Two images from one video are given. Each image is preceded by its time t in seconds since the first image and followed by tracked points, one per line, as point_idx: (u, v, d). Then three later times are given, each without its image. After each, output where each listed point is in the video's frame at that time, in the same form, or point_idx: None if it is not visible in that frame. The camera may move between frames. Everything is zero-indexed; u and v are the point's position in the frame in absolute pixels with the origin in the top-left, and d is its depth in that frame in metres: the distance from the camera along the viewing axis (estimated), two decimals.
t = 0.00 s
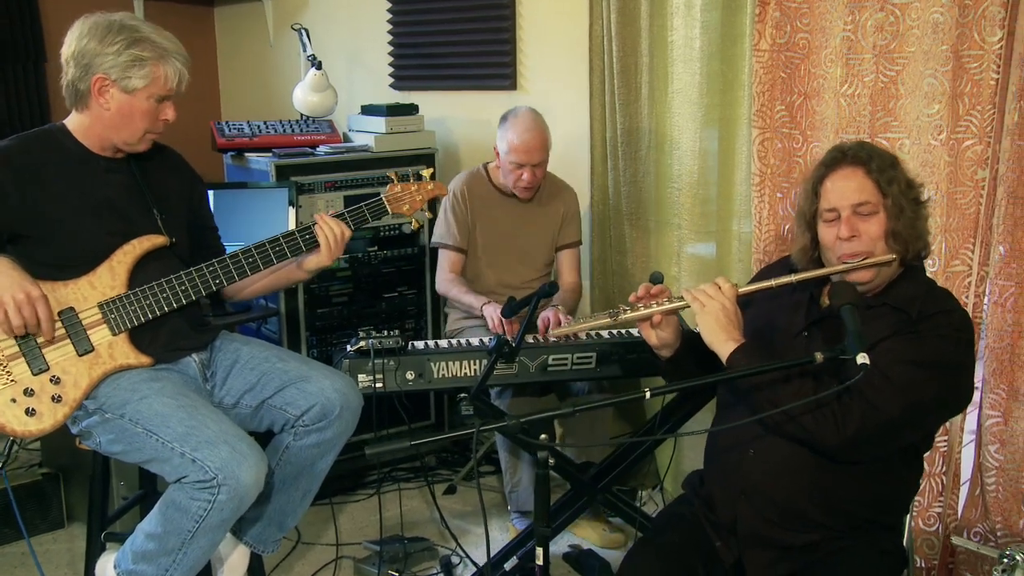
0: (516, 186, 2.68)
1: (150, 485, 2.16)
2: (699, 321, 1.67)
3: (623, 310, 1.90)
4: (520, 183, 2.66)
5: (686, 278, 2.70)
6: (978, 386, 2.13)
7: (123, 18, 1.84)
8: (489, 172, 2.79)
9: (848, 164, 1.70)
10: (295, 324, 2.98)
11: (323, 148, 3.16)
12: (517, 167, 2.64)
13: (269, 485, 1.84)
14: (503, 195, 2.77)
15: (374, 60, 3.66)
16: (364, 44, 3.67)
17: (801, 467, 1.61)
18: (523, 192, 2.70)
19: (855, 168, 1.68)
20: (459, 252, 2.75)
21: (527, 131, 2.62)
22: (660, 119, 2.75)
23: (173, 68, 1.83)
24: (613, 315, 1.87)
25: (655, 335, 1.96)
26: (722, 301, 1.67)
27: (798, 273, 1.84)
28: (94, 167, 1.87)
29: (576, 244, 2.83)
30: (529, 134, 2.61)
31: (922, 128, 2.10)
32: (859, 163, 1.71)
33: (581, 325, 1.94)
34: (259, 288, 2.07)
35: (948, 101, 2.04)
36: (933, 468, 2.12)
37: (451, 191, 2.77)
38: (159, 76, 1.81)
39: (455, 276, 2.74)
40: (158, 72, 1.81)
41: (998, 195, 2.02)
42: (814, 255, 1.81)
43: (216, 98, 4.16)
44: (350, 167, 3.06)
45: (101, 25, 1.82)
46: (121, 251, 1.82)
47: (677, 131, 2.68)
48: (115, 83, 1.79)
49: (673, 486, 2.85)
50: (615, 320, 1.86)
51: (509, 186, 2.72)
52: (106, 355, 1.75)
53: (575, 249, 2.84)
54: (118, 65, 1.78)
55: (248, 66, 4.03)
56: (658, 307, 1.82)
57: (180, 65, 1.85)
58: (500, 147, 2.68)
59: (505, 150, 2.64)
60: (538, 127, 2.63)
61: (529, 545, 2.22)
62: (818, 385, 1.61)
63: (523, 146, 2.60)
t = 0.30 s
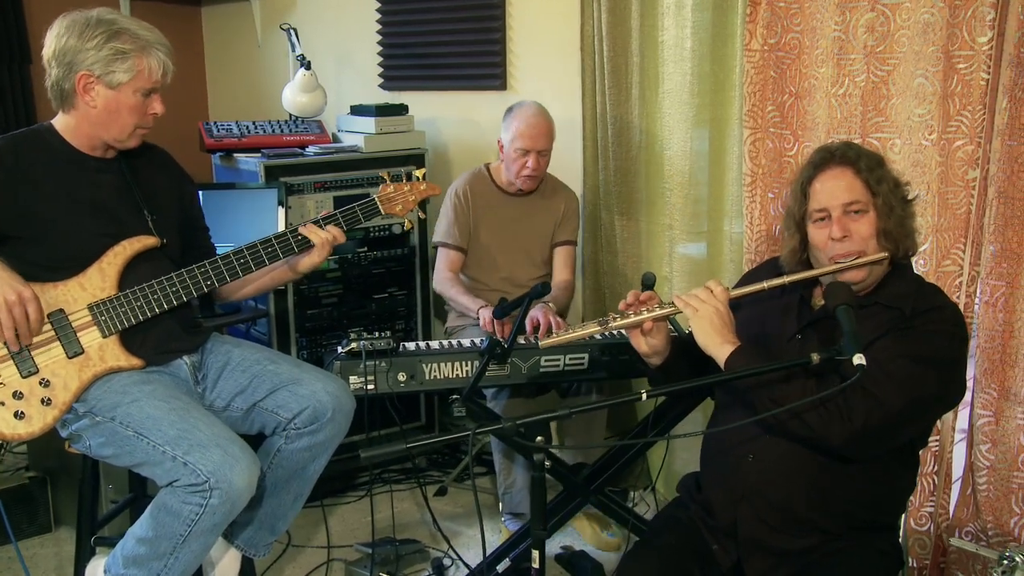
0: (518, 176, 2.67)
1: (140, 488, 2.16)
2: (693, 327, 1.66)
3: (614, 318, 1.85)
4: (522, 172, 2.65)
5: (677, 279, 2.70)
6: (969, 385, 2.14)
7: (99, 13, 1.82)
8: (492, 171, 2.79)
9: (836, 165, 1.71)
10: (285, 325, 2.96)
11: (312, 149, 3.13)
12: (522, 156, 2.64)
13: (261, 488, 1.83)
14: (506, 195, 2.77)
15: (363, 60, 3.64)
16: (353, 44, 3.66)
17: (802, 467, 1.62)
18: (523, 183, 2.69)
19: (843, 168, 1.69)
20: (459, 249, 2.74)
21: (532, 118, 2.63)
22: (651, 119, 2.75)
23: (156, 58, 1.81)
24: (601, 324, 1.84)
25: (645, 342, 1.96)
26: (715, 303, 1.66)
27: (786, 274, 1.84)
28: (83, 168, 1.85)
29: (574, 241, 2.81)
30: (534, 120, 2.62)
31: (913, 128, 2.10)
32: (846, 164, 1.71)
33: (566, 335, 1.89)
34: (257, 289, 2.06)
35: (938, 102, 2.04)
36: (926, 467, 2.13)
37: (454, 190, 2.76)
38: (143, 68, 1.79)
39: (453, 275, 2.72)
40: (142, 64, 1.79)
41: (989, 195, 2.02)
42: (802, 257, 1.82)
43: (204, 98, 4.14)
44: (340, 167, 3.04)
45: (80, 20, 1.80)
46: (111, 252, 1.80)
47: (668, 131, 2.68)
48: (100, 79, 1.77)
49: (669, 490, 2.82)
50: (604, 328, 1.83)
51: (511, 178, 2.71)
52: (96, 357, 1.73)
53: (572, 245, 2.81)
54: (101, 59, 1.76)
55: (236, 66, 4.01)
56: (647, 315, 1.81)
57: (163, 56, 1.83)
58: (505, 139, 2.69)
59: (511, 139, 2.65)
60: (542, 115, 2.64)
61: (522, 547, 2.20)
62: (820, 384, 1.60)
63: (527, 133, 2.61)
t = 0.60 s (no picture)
0: (524, 180, 2.67)
1: (138, 490, 2.19)
2: (694, 324, 1.66)
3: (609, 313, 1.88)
4: (528, 174, 2.64)
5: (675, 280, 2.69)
6: (969, 386, 2.14)
7: (99, 12, 1.81)
8: (496, 171, 2.78)
9: (841, 165, 1.71)
10: (281, 327, 2.94)
11: (309, 150, 3.11)
12: (528, 158, 2.63)
13: (260, 491, 1.82)
14: (510, 197, 2.77)
15: (359, 60, 3.63)
16: (349, 44, 3.64)
17: (805, 468, 1.63)
18: (527, 185, 2.68)
19: (847, 169, 1.69)
20: (461, 248, 2.73)
21: (541, 120, 2.62)
22: (649, 119, 2.74)
23: (156, 59, 1.79)
24: (599, 319, 1.85)
25: (641, 339, 1.94)
26: (715, 301, 1.66)
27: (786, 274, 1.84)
28: (81, 169, 1.83)
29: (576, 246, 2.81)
30: (544, 123, 2.61)
31: (912, 128, 2.10)
32: (850, 164, 1.72)
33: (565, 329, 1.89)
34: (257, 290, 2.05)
35: (938, 102, 2.03)
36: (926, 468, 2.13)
37: (457, 191, 2.75)
38: (143, 70, 1.78)
39: (453, 275, 2.71)
40: (141, 65, 1.77)
41: (989, 196, 2.01)
42: (803, 258, 1.81)
43: (198, 98, 4.12)
44: (336, 168, 3.02)
45: (80, 19, 1.79)
46: (109, 254, 1.78)
47: (667, 132, 2.68)
48: (99, 79, 1.75)
49: (671, 494, 2.83)
50: (601, 323, 1.84)
51: (516, 180, 2.70)
52: (94, 360, 1.72)
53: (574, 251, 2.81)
54: (100, 59, 1.75)
55: (231, 67, 3.99)
56: (646, 311, 1.81)
57: (163, 57, 1.81)
58: (511, 140, 2.68)
59: (517, 141, 2.64)
60: (552, 119, 2.63)
61: (522, 550, 2.19)
62: (827, 385, 1.58)
63: (536, 136, 2.60)
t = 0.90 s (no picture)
0: (516, 187, 2.66)
1: (131, 493, 2.15)
2: (691, 319, 1.65)
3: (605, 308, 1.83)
4: (520, 184, 2.63)
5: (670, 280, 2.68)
6: (965, 386, 2.14)
7: (100, 19, 1.79)
8: (489, 175, 2.77)
9: (846, 164, 1.70)
10: (274, 329, 2.92)
11: (302, 152, 3.08)
12: (520, 167, 2.61)
13: (256, 495, 1.80)
14: (504, 201, 2.74)
15: (351, 60, 3.61)
16: (341, 45, 3.62)
17: (807, 469, 1.62)
18: (519, 193, 2.67)
19: (852, 168, 1.69)
20: (450, 254, 2.72)
21: (534, 130, 2.60)
22: (644, 119, 2.74)
23: (152, 73, 1.77)
24: (594, 313, 1.83)
25: (633, 335, 1.93)
26: (714, 297, 1.65)
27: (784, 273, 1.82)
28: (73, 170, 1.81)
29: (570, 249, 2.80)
30: (537, 132, 2.59)
31: (908, 128, 2.09)
32: (855, 164, 1.72)
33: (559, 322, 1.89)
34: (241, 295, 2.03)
35: (934, 102, 2.03)
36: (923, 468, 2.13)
37: (449, 196, 2.73)
38: (137, 82, 1.75)
39: (442, 279, 2.69)
40: (136, 78, 1.75)
41: (984, 196, 2.01)
42: (802, 257, 1.79)
43: (188, 99, 4.09)
44: (328, 169, 3.00)
45: (81, 24, 1.77)
46: (102, 257, 1.76)
47: (661, 132, 2.67)
48: (91, 87, 1.73)
49: (669, 496, 2.79)
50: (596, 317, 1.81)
51: (509, 187, 2.69)
52: (86, 364, 1.70)
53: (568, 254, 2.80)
54: (94, 68, 1.72)
55: (221, 67, 3.97)
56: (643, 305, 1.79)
57: (160, 71, 1.79)
58: (505, 147, 2.66)
59: (510, 149, 2.62)
60: (545, 129, 2.61)
61: (516, 553, 2.17)
62: (830, 386, 1.56)
63: (528, 146, 2.58)
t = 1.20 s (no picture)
0: (508, 192, 2.64)
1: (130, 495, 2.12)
2: (694, 304, 1.64)
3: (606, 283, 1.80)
4: (512, 188, 2.62)
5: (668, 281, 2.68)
6: (965, 386, 2.13)
7: (86, 12, 1.77)
8: (482, 179, 2.75)
9: (863, 163, 1.70)
10: (270, 330, 2.90)
11: (297, 151, 3.06)
12: (512, 173, 2.60)
13: (256, 498, 1.78)
14: (497, 205, 2.73)
15: (347, 60, 3.60)
16: (337, 44, 3.61)
17: (811, 470, 1.62)
18: (512, 198, 2.66)
19: (869, 168, 1.69)
20: (443, 259, 2.71)
21: (526, 135, 2.59)
22: (641, 119, 2.73)
23: (144, 62, 1.76)
24: (594, 287, 1.80)
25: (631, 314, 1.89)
26: (718, 283, 1.64)
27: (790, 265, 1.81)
28: (69, 171, 1.80)
29: (566, 251, 2.79)
30: (529, 137, 2.58)
31: (908, 128, 2.08)
32: (873, 164, 1.71)
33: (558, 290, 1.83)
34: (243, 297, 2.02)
35: (934, 102, 2.03)
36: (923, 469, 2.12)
37: (442, 200, 2.71)
38: (131, 72, 1.74)
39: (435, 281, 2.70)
40: (129, 68, 1.74)
41: (984, 196, 2.01)
42: (809, 251, 1.78)
43: (183, 100, 4.07)
44: (324, 169, 2.99)
45: (66, 19, 1.75)
46: (101, 259, 1.75)
47: (659, 132, 2.66)
48: (85, 82, 1.72)
49: (670, 498, 2.79)
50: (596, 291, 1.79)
51: (501, 191, 2.67)
52: (86, 366, 1.68)
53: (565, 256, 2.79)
54: (86, 62, 1.71)
55: (216, 68, 3.95)
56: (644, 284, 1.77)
57: (152, 59, 1.78)
58: (497, 150, 2.65)
59: (503, 154, 2.61)
60: (537, 133, 2.59)
61: (517, 555, 2.15)
62: (833, 387, 1.56)
63: (519, 151, 2.57)
